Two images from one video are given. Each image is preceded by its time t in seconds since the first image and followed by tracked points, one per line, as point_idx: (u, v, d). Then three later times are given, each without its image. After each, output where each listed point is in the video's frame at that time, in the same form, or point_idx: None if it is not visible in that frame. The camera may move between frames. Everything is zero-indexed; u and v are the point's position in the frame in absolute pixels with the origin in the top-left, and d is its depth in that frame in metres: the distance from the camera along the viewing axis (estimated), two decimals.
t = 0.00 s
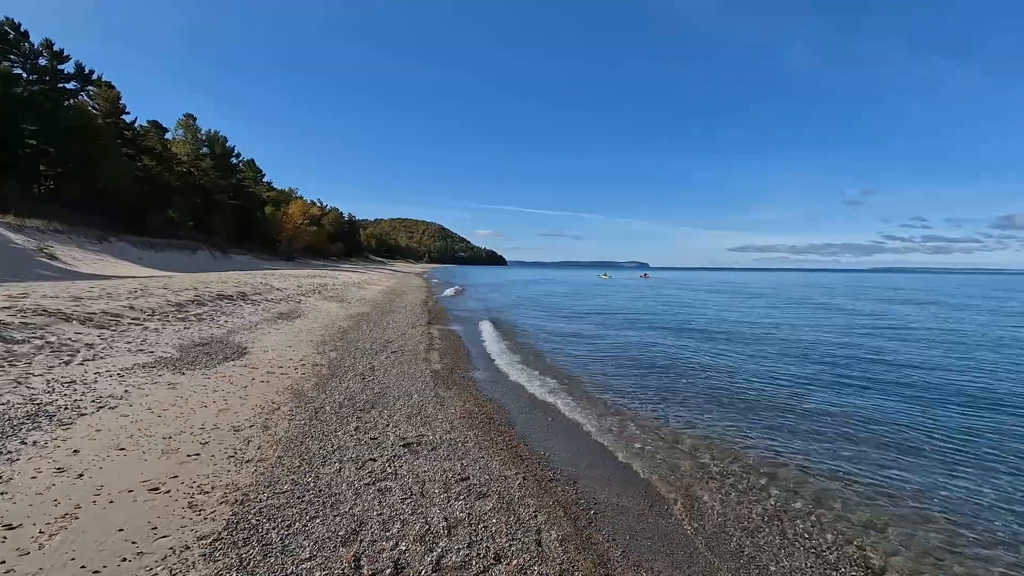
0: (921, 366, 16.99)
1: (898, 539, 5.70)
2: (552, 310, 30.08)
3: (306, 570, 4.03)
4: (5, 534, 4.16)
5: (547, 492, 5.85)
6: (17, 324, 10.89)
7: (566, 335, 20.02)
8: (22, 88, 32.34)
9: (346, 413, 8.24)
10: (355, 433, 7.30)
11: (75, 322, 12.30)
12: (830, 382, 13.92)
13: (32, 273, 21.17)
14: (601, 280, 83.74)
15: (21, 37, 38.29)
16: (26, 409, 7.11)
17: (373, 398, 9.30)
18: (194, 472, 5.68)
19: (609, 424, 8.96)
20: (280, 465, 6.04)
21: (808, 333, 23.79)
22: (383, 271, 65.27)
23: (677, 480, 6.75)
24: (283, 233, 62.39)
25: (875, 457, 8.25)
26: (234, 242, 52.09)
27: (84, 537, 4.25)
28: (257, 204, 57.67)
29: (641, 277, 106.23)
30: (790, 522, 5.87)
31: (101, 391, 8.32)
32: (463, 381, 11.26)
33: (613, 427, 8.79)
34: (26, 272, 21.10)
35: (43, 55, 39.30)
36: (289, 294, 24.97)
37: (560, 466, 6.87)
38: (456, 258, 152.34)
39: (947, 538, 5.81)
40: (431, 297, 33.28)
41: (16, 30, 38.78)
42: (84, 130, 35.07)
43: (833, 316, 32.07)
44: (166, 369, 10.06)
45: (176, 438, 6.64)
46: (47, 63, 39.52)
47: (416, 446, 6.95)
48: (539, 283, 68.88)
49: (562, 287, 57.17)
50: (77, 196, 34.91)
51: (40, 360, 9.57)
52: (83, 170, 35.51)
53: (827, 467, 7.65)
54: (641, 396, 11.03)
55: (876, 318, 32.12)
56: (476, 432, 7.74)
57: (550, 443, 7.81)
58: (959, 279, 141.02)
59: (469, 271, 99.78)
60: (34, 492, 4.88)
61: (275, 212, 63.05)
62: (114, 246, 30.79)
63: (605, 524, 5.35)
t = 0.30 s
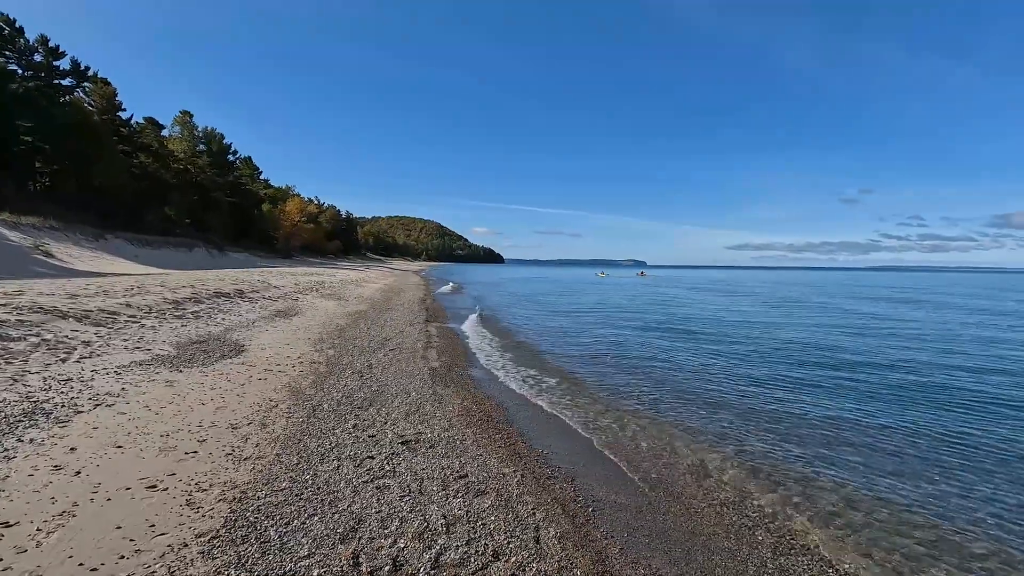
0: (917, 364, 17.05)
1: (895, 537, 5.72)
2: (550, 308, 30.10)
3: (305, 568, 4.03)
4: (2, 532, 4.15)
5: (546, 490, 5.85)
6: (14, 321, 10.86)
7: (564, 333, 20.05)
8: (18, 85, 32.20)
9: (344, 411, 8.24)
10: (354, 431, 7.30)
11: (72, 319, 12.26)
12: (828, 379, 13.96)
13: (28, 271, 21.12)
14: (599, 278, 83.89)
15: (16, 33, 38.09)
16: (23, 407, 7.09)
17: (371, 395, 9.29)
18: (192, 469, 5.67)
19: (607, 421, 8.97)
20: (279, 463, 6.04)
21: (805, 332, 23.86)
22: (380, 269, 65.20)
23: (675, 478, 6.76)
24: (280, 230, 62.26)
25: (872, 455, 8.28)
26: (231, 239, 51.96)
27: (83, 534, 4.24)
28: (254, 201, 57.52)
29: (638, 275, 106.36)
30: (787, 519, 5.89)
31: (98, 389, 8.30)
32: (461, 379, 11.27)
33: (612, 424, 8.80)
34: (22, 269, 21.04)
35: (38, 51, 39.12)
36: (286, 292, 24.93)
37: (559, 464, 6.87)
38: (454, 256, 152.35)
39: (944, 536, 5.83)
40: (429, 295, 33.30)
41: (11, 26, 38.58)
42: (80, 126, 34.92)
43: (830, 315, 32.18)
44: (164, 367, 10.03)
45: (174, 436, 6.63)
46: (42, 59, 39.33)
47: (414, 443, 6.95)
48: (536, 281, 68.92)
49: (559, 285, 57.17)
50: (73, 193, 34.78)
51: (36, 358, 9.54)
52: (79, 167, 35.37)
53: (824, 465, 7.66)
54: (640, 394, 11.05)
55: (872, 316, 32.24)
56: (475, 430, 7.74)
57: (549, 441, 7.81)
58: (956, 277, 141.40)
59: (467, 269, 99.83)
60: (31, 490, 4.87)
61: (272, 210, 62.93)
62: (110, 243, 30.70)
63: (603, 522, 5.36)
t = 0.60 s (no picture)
0: (924, 363, 16.97)
1: (900, 535, 5.71)
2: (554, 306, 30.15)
3: (313, 564, 4.05)
4: (12, 527, 4.19)
5: (551, 488, 5.86)
6: (22, 319, 10.94)
7: (567, 331, 20.08)
8: (25, 84, 32.43)
9: (349, 409, 8.27)
10: (359, 429, 7.32)
11: (79, 317, 12.35)
12: (833, 378, 13.90)
13: (36, 269, 21.28)
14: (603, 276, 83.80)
15: (23, 32, 38.34)
16: (32, 403, 7.14)
17: (376, 393, 9.32)
18: (199, 466, 5.71)
19: (611, 420, 8.98)
20: (285, 460, 6.07)
21: (809, 330, 23.84)
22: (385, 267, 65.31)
23: (680, 476, 6.76)
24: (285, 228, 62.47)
25: (878, 453, 8.26)
26: (236, 238, 52.15)
27: (92, 530, 4.28)
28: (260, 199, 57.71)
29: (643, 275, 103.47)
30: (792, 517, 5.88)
31: (105, 386, 8.37)
32: (465, 377, 11.28)
33: (616, 423, 8.80)
34: (30, 268, 21.20)
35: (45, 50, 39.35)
36: (291, 290, 25.03)
37: (563, 462, 6.88)
38: (458, 255, 152.52)
39: (950, 534, 5.82)
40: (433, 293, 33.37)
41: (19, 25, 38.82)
42: (86, 125, 35.10)
43: (834, 313, 32.09)
44: (170, 364, 10.10)
45: (181, 432, 6.67)
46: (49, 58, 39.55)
47: (419, 441, 6.97)
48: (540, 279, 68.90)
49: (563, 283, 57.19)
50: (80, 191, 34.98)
51: (44, 355, 9.61)
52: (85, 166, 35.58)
53: (830, 463, 7.65)
54: (644, 392, 11.06)
55: (876, 315, 32.15)
56: (479, 428, 7.75)
57: (554, 439, 7.81)
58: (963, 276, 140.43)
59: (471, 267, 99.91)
60: (41, 486, 4.91)
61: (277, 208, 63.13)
62: (117, 242, 30.88)
63: (608, 520, 5.37)
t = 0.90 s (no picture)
0: (939, 363, 16.76)
1: (911, 534, 5.68)
2: (563, 305, 30.13)
3: (325, 559, 4.08)
4: (31, 521, 4.25)
5: (561, 486, 5.87)
6: (38, 316, 11.10)
7: (577, 330, 20.08)
8: (40, 85, 32.89)
9: (360, 406, 8.31)
10: (370, 426, 7.36)
11: (94, 314, 12.51)
12: (846, 378, 13.78)
13: (51, 267, 21.57)
14: (612, 275, 83.50)
15: (38, 33, 38.83)
16: (49, 399, 7.25)
17: (386, 391, 9.36)
18: (213, 462, 5.77)
19: (622, 418, 8.96)
20: (297, 457, 6.12)
21: (821, 330, 23.66)
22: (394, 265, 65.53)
23: (691, 476, 6.74)
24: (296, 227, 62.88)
25: (892, 453, 8.18)
26: (247, 236, 52.52)
27: (108, 524, 4.33)
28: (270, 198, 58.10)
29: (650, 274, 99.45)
30: (805, 518, 5.83)
31: (120, 382, 8.47)
32: (475, 375, 11.29)
33: (627, 422, 8.78)
34: (45, 266, 21.49)
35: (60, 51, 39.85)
36: (302, 288, 25.19)
37: (573, 461, 6.88)
38: (467, 254, 152.83)
39: (967, 535, 5.75)
40: (442, 292, 33.50)
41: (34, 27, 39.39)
42: (99, 125, 35.48)
43: (847, 313, 31.82)
44: (184, 362, 10.20)
45: (195, 429, 6.75)
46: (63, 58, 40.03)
47: (429, 438, 7.00)
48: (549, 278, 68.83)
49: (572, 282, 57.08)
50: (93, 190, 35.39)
51: (60, 351, 9.75)
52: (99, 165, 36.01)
53: (843, 463, 7.59)
54: (654, 391, 11.02)
55: (889, 314, 31.81)
56: (489, 426, 7.76)
57: (563, 437, 7.80)
58: (979, 275, 138.42)
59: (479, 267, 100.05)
60: (58, 480, 4.98)
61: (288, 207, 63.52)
62: (130, 240, 31.23)
63: (618, 518, 5.36)
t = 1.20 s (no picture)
0: (959, 363, 16.46)
1: (930, 534, 5.61)
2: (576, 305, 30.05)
3: (342, 555, 4.13)
4: (57, 513, 4.36)
5: (575, 486, 5.87)
6: (61, 314, 11.34)
7: (590, 329, 20.02)
8: (61, 87, 33.53)
9: (375, 404, 8.38)
10: (385, 424, 7.42)
11: (114, 312, 12.74)
12: (863, 378, 13.60)
13: (72, 266, 21.97)
14: (626, 275, 83.00)
15: (60, 36, 39.59)
16: (72, 395, 7.41)
17: (400, 389, 9.43)
18: (231, 458, 5.86)
19: (636, 418, 8.93)
20: (314, 454, 6.19)
21: (838, 330, 23.37)
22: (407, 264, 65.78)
23: (705, 475, 6.72)
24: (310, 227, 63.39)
25: (911, 454, 8.08)
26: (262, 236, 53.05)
27: (131, 518, 4.41)
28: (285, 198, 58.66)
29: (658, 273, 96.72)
30: (822, 518, 5.78)
31: (141, 379, 8.63)
32: (488, 374, 11.31)
33: (640, 422, 8.74)
34: (67, 265, 21.90)
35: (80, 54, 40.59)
36: (317, 287, 25.41)
37: (587, 460, 6.87)
38: (480, 253, 153.08)
39: (987, 536, 5.67)
40: (455, 291, 33.57)
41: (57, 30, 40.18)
42: (118, 126, 36.10)
43: (864, 313, 31.37)
44: (202, 359, 10.37)
45: (213, 425, 6.84)
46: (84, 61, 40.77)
47: (444, 437, 7.04)
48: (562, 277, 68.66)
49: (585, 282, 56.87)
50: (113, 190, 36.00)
51: (83, 348, 9.96)
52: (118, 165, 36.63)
53: (861, 464, 7.51)
54: (668, 391, 10.97)
55: (908, 314, 31.32)
56: (503, 425, 7.78)
57: (577, 437, 7.79)
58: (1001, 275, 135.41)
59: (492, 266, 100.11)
60: (83, 474, 5.10)
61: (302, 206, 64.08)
62: (149, 239, 31.72)
63: (633, 518, 5.36)
